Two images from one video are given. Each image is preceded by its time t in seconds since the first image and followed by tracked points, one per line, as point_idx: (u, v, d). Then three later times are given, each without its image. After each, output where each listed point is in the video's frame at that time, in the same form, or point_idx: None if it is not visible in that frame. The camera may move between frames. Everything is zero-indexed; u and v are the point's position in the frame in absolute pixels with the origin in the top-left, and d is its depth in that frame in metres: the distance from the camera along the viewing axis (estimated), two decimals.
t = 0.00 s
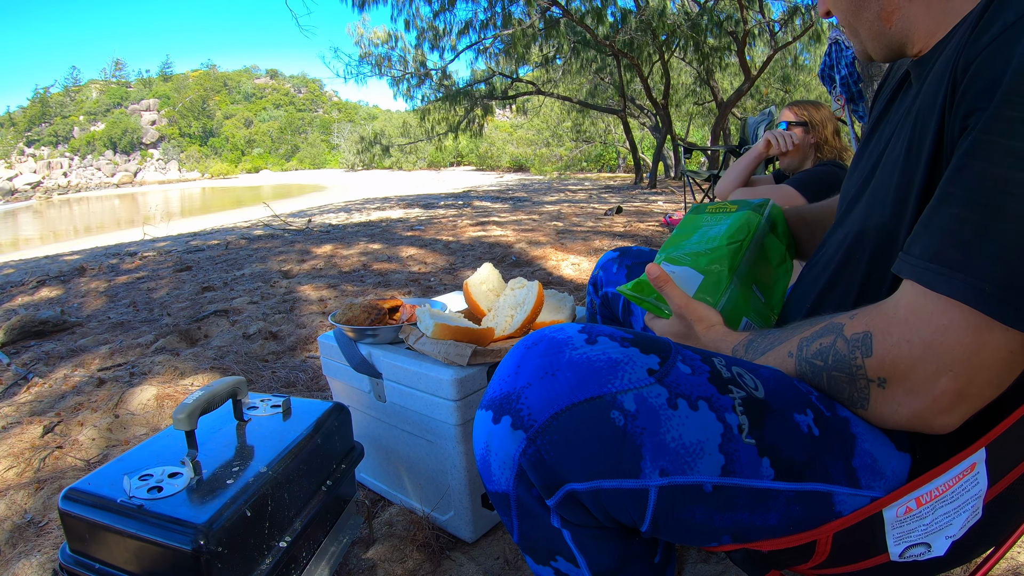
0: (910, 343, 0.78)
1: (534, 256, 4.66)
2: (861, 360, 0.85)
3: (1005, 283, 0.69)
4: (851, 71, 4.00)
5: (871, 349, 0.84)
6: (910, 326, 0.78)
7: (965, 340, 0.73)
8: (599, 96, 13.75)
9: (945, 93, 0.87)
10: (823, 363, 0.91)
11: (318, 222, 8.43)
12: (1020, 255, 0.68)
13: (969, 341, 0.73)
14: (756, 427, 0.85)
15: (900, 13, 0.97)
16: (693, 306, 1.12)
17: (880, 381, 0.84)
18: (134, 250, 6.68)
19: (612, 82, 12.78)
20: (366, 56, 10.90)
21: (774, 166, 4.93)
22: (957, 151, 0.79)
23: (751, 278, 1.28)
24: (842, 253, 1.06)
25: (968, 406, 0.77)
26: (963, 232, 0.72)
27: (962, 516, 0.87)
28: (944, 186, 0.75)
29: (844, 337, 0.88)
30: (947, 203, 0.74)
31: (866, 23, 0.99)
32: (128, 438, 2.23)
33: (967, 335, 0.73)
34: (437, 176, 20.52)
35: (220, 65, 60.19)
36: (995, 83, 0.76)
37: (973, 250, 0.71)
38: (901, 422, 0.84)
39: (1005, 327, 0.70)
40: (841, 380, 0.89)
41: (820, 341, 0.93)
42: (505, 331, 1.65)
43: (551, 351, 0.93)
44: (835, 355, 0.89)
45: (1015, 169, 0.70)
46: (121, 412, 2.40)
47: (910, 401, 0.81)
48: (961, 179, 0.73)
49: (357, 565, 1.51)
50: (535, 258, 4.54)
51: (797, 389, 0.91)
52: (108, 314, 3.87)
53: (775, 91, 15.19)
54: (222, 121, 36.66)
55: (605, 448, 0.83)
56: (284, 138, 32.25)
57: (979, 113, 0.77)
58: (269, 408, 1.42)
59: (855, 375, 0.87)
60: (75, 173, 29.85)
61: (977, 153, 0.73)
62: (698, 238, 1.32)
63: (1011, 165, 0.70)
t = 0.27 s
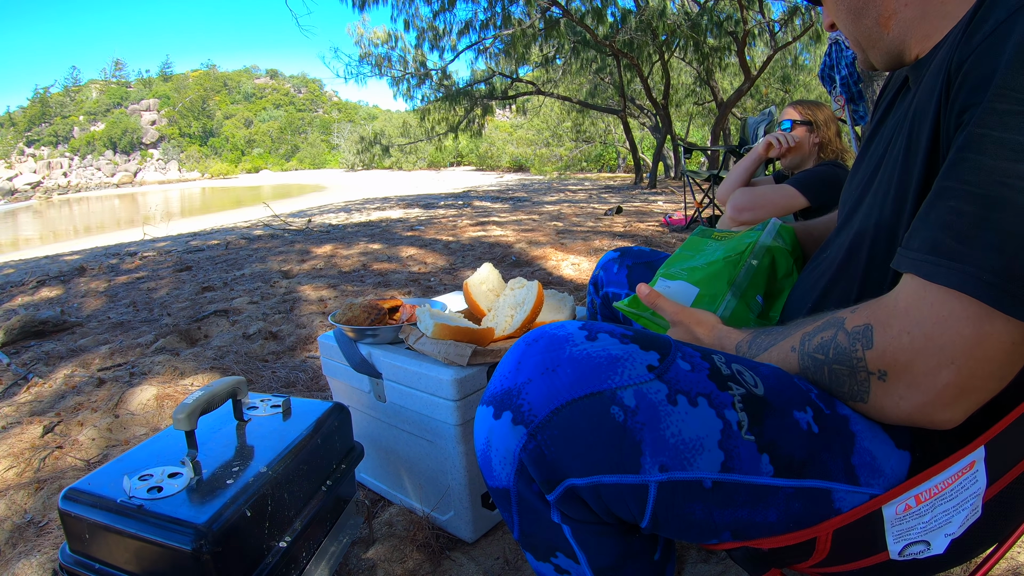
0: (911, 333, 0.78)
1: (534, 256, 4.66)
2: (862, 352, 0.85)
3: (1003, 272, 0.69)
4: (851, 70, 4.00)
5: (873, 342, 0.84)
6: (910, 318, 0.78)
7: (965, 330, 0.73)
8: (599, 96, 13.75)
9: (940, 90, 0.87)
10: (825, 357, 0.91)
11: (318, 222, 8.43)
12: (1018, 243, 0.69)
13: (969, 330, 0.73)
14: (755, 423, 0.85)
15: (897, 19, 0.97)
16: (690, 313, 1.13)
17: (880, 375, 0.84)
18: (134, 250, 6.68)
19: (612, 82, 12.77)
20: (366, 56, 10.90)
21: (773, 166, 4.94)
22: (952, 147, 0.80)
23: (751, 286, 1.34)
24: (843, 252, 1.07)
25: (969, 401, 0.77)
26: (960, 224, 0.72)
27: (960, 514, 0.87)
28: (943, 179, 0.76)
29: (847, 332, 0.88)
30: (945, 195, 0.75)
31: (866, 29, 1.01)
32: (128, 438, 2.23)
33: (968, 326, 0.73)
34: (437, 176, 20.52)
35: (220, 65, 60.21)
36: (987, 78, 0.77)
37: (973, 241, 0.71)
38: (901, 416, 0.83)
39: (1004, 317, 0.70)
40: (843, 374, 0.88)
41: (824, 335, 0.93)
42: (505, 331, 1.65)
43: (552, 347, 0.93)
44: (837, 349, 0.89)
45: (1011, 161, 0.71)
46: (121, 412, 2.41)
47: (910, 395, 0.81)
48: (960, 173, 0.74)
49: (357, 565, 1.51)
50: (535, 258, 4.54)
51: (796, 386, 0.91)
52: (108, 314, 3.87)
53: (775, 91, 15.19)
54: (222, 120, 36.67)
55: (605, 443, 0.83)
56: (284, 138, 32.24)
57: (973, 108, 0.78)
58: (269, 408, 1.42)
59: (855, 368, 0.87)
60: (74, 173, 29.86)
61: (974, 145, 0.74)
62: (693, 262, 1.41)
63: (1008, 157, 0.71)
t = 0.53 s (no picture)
0: (918, 338, 0.78)
1: (534, 256, 4.66)
2: (868, 355, 0.85)
3: (1010, 273, 0.69)
4: (852, 70, 4.00)
5: (878, 345, 0.84)
6: (918, 321, 0.78)
7: (974, 335, 0.73)
8: (599, 96, 13.75)
9: (942, 93, 0.87)
10: (829, 359, 0.91)
11: (318, 222, 8.43)
12: None
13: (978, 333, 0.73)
14: (756, 425, 0.85)
15: (902, 13, 0.96)
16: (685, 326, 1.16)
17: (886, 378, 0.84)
18: (134, 250, 6.68)
19: (612, 82, 12.78)
20: (366, 56, 10.90)
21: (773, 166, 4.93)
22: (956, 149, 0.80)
23: (742, 285, 1.33)
24: (846, 254, 1.06)
25: (976, 405, 0.77)
26: (967, 226, 0.72)
27: (961, 515, 0.87)
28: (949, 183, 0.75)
29: (852, 333, 0.88)
30: (952, 198, 0.75)
31: (868, 22, 0.99)
32: (128, 438, 2.22)
33: (976, 330, 0.73)
34: (437, 176, 20.52)
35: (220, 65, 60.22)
36: (990, 81, 0.77)
37: (981, 245, 0.71)
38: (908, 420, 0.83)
39: (1012, 317, 0.71)
40: (846, 377, 0.88)
41: (828, 338, 0.93)
42: (504, 331, 1.65)
43: (551, 349, 0.93)
44: (842, 351, 0.89)
45: (1017, 162, 0.71)
46: (121, 412, 2.40)
47: (917, 399, 0.81)
48: (966, 175, 0.74)
49: (357, 565, 1.51)
50: (535, 258, 4.54)
51: (796, 387, 0.91)
52: (109, 314, 3.87)
53: (775, 91, 15.20)
54: (222, 121, 36.66)
55: (606, 445, 0.83)
56: (284, 138, 32.25)
57: (977, 110, 0.78)
58: (269, 408, 1.41)
59: (859, 371, 0.86)
60: (75, 173, 29.86)
61: (980, 147, 0.74)
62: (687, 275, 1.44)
63: (1013, 159, 0.71)
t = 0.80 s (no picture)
0: (913, 337, 0.79)
1: (534, 256, 4.66)
2: (863, 356, 0.85)
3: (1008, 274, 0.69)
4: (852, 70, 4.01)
5: (873, 346, 0.84)
6: (914, 320, 0.78)
7: (969, 333, 0.73)
8: (599, 96, 13.75)
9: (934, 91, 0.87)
10: (824, 362, 0.91)
11: (318, 222, 8.42)
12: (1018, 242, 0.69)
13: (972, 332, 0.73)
14: (756, 426, 0.85)
15: (899, 6, 0.96)
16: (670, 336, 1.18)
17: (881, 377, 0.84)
18: (134, 250, 6.68)
19: (612, 82, 12.78)
20: (366, 56, 10.91)
21: (774, 166, 4.93)
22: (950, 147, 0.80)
23: (718, 280, 1.37)
24: (840, 255, 1.06)
25: (973, 401, 0.77)
26: (965, 225, 0.72)
27: (961, 516, 0.87)
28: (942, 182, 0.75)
29: (846, 335, 0.89)
30: (946, 197, 0.74)
31: (865, 12, 0.98)
32: (128, 438, 2.22)
33: (971, 327, 0.73)
34: (437, 176, 20.51)
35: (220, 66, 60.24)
36: (984, 78, 0.77)
37: (974, 244, 0.71)
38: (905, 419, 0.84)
39: (1007, 317, 0.71)
40: (843, 378, 0.88)
41: (821, 341, 0.93)
42: (504, 331, 1.65)
43: (552, 350, 0.92)
44: (837, 353, 0.89)
45: (1012, 160, 0.71)
46: (121, 412, 2.40)
47: (914, 398, 0.81)
48: (958, 173, 0.74)
49: (357, 565, 1.51)
50: (535, 258, 4.54)
51: (796, 387, 0.91)
52: (109, 314, 3.87)
53: (774, 91, 15.20)
54: (222, 121, 36.67)
55: (606, 447, 0.83)
56: (284, 138, 32.25)
57: (970, 109, 0.77)
58: (269, 408, 1.41)
59: (854, 372, 0.87)
60: (75, 173, 29.86)
61: (973, 147, 0.74)
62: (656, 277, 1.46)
63: (1009, 158, 0.71)
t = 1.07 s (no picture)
0: (888, 334, 0.79)
1: (534, 256, 4.66)
2: (843, 356, 0.86)
3: (964, 264, 0.70)
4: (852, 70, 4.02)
5: (852, 345, 0.85)
6: (886, 318, 0.79)
7: (937, 326, 0.74)
8: (599, 96, 13.76)
9: (890, 93, 0.89)
10: (806, 366, 0.92)
11: (318, 222, 8.42)
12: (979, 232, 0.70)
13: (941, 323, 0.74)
14: (756, 432, 0.85)
15: (869, 11, 0.98)
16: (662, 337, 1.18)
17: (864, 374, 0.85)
18: (134, 250, 6.68)
19: (612, 82, 12.79)
20: (366, 56, 10.92)
21: (773, 166, 4.93)
22: (903, 147, 0.82)
23: (681, 270, 1.40)
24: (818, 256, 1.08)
25: (953, 393, 0.78)
26: (919, 222, 0.73)
27: (960, 516, 0.87)
28: (900, 181, 0.77)
29: (823, 337, 0.90)
30: (903, 197, 0.76)
31: (837, 16, 1.00)
32: (128, 438, 2.23)
33: (940, 320, 0.74)
34: (437, 176, 20.51)
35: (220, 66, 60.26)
36: (927, 80, 0.79)
37: (930, 241, 0.72)
38: (892, 414, 0.84)
39: (973, 306, 0.71)
40: (824, 378, 0.90)
41: (800, 344, 0.94)
42: (504, 331, 1.65)
43: (548, 359, 0.92)
44: (818, 356, 0.90)
45: (961, 155, 0.72)
46: (121, 412, 2.41)
47: (896, 393, 0.82)
48: (915, 173, 0.75)
49: (357, 565, 1.51)
50: (535, 258, 4.54)
51: (794, 391, 0.91)
52: (108, 314, 3.87)
53: (774, 91, 15.20)
54: (222, 121, 36.68)
55: (605, 454, 0.83)
56: (284, 138, 32.26)
57: (917, 109, 0.79)
58: (269, 408, 1.42)
59: (838, 372, 0.88)
60: (75, 173, 29.86)
61: (926, 146, 0.75)
62: (618, 273, 1.47)
63: (959, 154, 0.72)
